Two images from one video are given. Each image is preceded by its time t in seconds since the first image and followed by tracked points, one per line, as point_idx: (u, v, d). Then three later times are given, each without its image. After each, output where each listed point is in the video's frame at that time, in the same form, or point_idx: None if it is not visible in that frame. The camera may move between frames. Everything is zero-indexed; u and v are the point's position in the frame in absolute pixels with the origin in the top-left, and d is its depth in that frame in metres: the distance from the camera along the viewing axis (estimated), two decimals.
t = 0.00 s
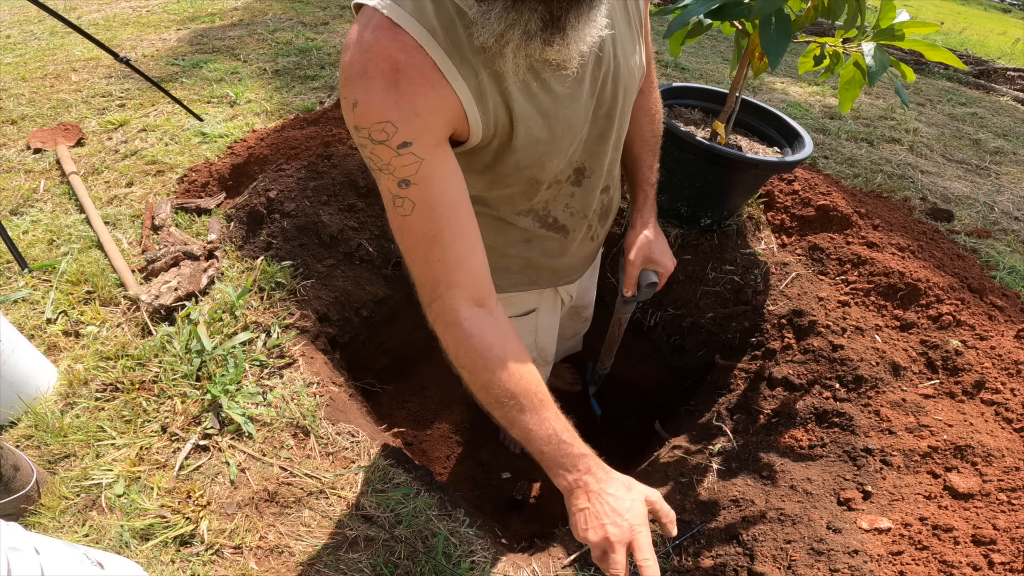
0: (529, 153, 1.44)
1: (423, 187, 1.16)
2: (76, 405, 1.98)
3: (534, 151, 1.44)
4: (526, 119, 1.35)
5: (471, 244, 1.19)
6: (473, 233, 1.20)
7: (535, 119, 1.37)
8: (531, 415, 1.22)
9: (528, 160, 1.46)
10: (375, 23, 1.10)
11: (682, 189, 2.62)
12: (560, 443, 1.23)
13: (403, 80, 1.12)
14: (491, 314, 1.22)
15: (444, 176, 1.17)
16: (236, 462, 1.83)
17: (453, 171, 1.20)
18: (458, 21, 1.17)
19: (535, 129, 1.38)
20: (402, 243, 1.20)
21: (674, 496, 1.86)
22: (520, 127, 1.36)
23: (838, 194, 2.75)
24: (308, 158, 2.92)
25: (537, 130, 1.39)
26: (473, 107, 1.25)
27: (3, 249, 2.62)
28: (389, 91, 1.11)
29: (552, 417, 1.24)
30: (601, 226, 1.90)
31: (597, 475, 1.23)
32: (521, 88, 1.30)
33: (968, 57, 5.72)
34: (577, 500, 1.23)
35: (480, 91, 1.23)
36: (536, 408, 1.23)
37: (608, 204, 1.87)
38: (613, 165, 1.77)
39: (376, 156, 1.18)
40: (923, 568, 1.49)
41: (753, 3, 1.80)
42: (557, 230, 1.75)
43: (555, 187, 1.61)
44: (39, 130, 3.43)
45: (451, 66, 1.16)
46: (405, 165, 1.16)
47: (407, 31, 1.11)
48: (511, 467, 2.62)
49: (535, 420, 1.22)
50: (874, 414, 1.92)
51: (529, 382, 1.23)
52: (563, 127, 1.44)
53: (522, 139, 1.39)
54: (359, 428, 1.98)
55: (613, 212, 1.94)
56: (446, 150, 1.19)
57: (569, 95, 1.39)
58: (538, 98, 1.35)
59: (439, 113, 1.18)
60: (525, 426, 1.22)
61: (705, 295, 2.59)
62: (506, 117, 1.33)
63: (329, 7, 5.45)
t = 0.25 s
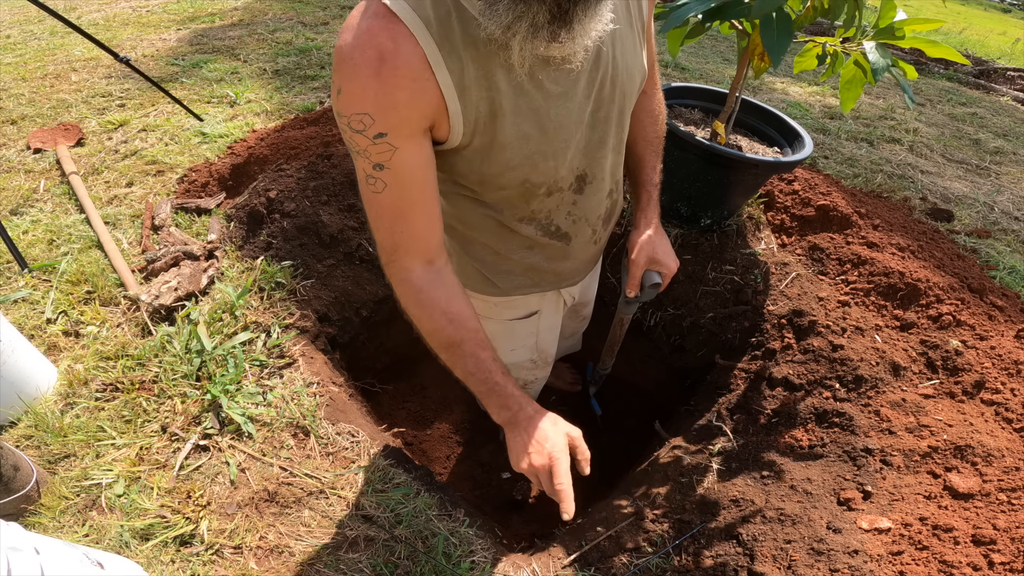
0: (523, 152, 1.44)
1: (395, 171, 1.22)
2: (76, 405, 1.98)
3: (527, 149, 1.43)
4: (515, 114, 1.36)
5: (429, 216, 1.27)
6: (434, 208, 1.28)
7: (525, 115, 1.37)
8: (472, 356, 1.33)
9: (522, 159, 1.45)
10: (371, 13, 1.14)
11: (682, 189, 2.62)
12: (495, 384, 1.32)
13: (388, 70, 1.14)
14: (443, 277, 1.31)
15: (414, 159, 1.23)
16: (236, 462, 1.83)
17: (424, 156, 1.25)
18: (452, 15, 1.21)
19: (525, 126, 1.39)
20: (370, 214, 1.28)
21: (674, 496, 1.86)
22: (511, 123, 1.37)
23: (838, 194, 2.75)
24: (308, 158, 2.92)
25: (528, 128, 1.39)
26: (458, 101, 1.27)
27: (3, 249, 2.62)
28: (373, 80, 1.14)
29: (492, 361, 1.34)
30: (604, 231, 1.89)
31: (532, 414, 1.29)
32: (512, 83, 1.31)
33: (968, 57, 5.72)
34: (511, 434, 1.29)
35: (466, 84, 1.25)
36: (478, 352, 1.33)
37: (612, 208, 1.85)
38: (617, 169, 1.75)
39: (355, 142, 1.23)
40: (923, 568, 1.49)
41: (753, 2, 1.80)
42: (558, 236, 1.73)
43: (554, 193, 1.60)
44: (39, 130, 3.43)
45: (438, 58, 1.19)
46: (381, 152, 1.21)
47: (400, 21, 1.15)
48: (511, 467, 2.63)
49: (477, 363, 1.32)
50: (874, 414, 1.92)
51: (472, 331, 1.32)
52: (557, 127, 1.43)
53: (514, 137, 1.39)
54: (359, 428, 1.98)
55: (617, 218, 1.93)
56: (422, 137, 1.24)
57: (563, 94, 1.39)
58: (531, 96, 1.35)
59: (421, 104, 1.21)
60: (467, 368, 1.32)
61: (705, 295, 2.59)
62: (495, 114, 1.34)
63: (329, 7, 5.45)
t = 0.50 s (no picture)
0: (519, 153, 1.43)
1: (390, 163, 1.30)
2: (77, 405, 1.98)
3: (522, 150, 1.43)
4: (509, 116, 1.35)
5: (419, 198, 1.38)
6: (424, 191, 1.38)
7: (519, 117, 1.37)
8: (451, 312, 1.53)
9: (518, 160, 1.45)
10: (367, 13, 1.15)
11: (682, 189, 2.62)
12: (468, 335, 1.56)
13: (379, 72, 1.17)
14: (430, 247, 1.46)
15: (406, 152, 1.30)
16: (236, 462, 1.83)
17: (416, 150, 1.32)
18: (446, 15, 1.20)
19: (519, 128, 1.38)
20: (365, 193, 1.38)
21: (674, 496, 1.86)
22: (506, 125, 1.37)
23: (838, 194, 2.75)
24: (308, 158, 2.92)
25: (522, 130, 1.39)
26: (451, 101, 1.27)
27: (3, 249, 2.62)
28: (365, 81, 1.17)
29: (467, 316, 1.55)
30: (605, 232, 1.88)
31: (497, 363, 1.58)
32: (507, 84, 1.31)
33: (968, 57, 5.72)
34: (480, 377, 1.60)
35: (459, 85, 1.26)
36: (455, 309, 1.53)
37: (613, 210, 1.84)
38: (619, 172, 1.74)
39: (350, 135, 1.29)
40: (923, 568, 1.49)
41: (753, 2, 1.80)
42: (557, 239, 1.73)
43: (553, 196, 1.59)
44: (38, 130, 3.43)
45: (430, 60, 1.20)
46: (375, 145, 1.27)
47: (393, 22, 1.15)
48: (511, 467, 2.63)
49: (453, 317, 1.53)
50: (874, 414, 1.92)
51: (453, 291, 1.50)
52: (553, 128, 1.42)
53: (509, 138, 1.39)
54: (359, 428, 1.98)
55: (618, 220, 1.92)
56: (414, 133, 1.29)
57: (558, 96, 1.38)
58: (526, 97, 1.35)
59: (411, 105, 1.24)
60: (447, 320, 1.54)
61: (705, 295, 2.59)
62: (490, 114, 1.34)
63: (329, 7, 5.45)
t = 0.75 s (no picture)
0: (515, 152, 1.43)
1: (381, 162, 1.31)
2: (77, 405, 1.98)
3: (518, 150, 1.43)
4: (504, 115, 1.35)
5: (409, 195, 1.40)
6: (415, 189, 1.40)
7: (514, 116, 1.36)
8: (439, 307, 1.55)
9: (514, 160, 1.45)
10: (360, 12, 1.16)
11: (682, 189, 2.62)
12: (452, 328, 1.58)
13: (371, 71, 1.18)
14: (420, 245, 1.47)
15: (397, 151, 1.31)
16: (236, 462, 1.83)
17: (408, 149, 1.32)
18: (439, 13, 1.20)
19: (514, 128, 1.38)
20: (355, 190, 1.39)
21: (674, 496, 1.86)
22: (501, 124, 1.36)
23: (838, 194, 2.75)
24: (308, 158, 2.92)
25: (517, 129, 1.39)
26: (444, 100, 1.27)
27: (3, 249, 2.62)
28: (357, 79, 1.18)
29: (453, 311, 1.58)
30: (605, 232, 1.88)
31: (481, 358, 1.61)
32: (501, 84, 1.31)
33: (968, 57, 5.72)
34: (464, 371, 1.61)
35: (453, 84, 1.26)
36: (442, 304, 1.56)
37: (612, 210, 1.84)
38: (618, 172, 1.73)
39: (341, 134, 1.29)
40: (923, 568, 1.49)
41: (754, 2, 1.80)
42: (557, 239, 1.73)
43: (552, 196, 1.58)
44: (38, 130, 3.43)
45: (422, 59, 1.20)
46: (367, 144, 1.28)
47: (386, 21, 1.16)
48: (511, 467, 2.63)
49: (439, 312, 1.56)
50: (874, 414, 1.92)
51: (442, 287, 1.53)
52: (549, 127, 1.42)
53: (504, 137, 1.39)
54: (359, 428, 1.98)
55: (618, 220, 1.91)
56: (407, 133, 1.29)
57: (553, 95, 1.38)
58: (521, 96, 1.34)
59: (402, 105, 1.24)
60: (434, 315, 1.56)
61: (705, 295, 2.59)
62: (485, 113, 1.33)
63: (329, 7, 5.45)
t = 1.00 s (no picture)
0: (512, 152, 1.43)
1: (376, 163, 1.30)
2: (77, 405, 1.98)
3: (515, 150, 1.42)
4: (500, 115, 1.35)
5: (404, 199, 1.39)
6: (409, 193, 1.39)
7: (510, 116, 1.36)
8: (433, 315, 1.55)
9: (511, 160, 1.45)
10: (355, 11, 1.16)
11: (682, 189, 2.62)
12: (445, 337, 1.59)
13: (366, 71, 1.17)
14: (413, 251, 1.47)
15: (392, 154, 1.30)
16: (236, 462, 1.83)
17: (403, 151, 1.32)
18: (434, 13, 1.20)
19: (510, 127, 1.38)
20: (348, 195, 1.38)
21: (674, 496, 1.86)
22: (497, 124, 1.36)
23: (838, 194, 2.75)
24: (308, 158, 2.92)
25: (514, 129, 1.39)
26: (439, 100, 1.27)
27: (3, 249, 2.62)
28: (353, 79, 1.18)
29: (447, 319, 1.57)
30: (602, 231, 1.88)
31: (476, 367, 1.60)
32: (497, 83, 1.31)
33: (969, 57, 5.72)
34: (461, 382, 1.61)
35: (449, 84, 1.26)
36: (436, 312, 1.55)
37: (609, 210, 1.85)
38: (614, 172, 1.74)
39: (336, 135, 1.28)
40: (923, 568, 1.49)
41: (752, 3, 1.80)
42: (553, 239, 1.73)
43: (548, 196, 1.58)
44: (38, 130, 3.43)
45: (418, 58, 1.20)
46: (362, 145, 1.27)
47: (381, 21, 1.16)
48: (511, 467, 2.63)
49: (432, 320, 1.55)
50: (874, 414, 1.92)
51: (436, 293, 1.53)
52: (545, 127, 1.42)
53: (500, 137, 1.39)
54: (359, 428, 1.98)
55: (616, 220, 1.92)
56: (402, 134, 1.29)
57: (549, 94, 1.38)
58: (517, 96, 1.34)
59: (397, 106, 1.24)
60: (428, 323, 1.56)
61: (705, 295, 2.59)
62: (480, 113, 1.33)
63: (329, 7, 5.45)
